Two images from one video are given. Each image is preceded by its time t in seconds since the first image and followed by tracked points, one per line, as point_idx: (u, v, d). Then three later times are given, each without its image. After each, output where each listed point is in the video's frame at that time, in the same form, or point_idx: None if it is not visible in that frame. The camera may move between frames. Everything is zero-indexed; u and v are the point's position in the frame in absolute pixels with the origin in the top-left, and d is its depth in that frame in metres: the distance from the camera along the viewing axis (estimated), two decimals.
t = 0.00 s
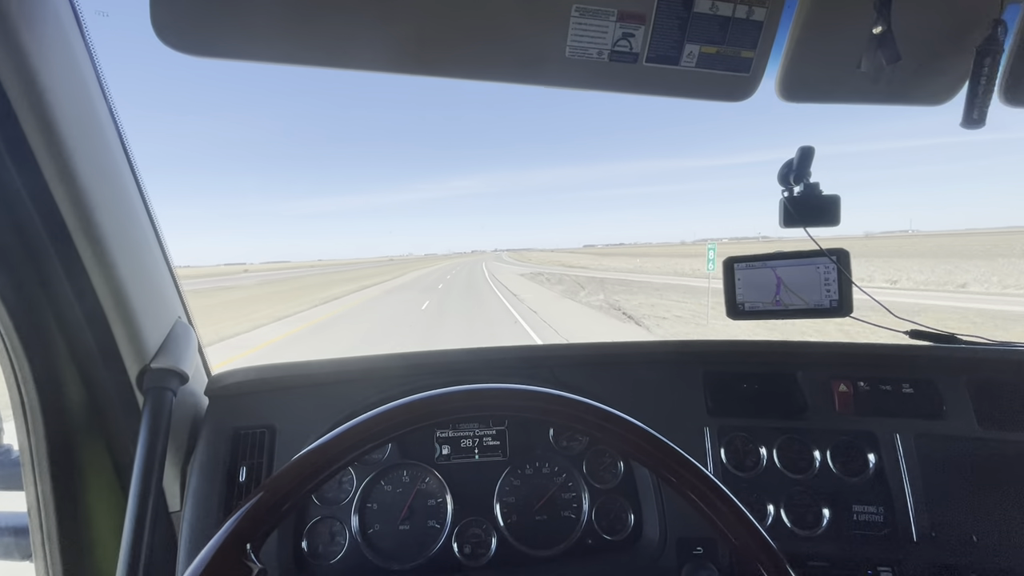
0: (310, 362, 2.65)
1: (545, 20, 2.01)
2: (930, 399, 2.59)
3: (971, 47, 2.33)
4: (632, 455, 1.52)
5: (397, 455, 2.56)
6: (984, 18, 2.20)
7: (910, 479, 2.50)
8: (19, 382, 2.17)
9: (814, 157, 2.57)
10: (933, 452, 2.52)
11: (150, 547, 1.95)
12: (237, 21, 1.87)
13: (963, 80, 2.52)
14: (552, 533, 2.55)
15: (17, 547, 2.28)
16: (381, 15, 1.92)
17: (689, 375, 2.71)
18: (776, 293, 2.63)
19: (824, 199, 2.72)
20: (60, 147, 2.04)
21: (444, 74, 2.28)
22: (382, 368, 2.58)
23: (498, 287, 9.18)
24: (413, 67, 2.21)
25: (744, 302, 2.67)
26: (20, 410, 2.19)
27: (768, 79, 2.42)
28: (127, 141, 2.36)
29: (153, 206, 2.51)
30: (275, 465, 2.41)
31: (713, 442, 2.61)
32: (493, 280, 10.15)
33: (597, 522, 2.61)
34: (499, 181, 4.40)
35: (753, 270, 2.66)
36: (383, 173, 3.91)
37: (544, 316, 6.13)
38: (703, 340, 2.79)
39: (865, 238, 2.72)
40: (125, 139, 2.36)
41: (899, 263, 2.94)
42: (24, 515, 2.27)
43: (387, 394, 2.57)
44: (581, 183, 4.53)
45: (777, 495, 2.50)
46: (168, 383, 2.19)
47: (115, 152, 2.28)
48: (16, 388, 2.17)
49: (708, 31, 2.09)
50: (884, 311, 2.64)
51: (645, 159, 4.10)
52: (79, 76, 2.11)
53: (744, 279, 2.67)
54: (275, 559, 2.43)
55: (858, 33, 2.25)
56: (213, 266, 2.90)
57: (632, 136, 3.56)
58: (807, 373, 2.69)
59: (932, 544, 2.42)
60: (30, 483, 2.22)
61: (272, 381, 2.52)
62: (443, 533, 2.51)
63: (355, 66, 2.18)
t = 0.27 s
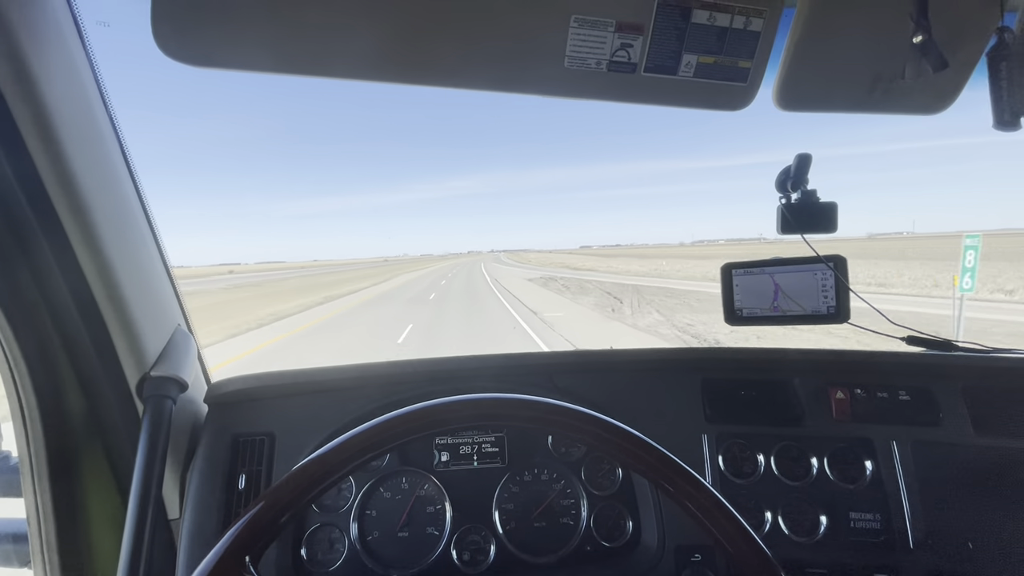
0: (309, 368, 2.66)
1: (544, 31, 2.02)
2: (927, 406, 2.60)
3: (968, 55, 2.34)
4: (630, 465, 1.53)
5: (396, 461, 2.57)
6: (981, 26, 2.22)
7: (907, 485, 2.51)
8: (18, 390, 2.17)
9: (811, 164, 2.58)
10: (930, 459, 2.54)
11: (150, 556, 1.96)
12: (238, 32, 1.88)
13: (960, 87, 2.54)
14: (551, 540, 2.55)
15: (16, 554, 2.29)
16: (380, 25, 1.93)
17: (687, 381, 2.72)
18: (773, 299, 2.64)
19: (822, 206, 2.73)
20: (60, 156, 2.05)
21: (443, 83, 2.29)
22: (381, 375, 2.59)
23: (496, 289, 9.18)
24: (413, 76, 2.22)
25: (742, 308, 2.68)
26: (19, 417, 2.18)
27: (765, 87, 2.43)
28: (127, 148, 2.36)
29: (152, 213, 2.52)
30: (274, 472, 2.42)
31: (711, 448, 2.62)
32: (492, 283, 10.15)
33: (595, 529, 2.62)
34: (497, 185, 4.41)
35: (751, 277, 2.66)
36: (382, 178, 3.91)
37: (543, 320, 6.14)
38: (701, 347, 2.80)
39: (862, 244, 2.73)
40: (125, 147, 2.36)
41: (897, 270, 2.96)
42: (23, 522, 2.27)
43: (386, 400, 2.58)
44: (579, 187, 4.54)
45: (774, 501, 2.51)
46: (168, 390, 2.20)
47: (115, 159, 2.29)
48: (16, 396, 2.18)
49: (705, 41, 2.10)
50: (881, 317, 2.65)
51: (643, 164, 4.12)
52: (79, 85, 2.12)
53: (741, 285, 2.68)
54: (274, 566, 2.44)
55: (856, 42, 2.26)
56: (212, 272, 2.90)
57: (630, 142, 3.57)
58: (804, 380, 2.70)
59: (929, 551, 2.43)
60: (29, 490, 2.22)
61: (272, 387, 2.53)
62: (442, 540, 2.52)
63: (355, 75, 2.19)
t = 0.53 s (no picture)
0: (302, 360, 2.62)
1: (539, 11, 1.97)
2: (929, 395, 2.56)
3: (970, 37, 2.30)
4: (626, 451, 1.49)
5: (390, 452, 2.53)
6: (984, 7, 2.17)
7: (909, 476, 2.47)
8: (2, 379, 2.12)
9: (811, 152, 2.55)
10: (932, 449, 2.49)
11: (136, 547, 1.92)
12: (224, 11, 1.83)
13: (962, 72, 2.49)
14: (547, 532, 2.51)
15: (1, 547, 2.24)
16: (371, 4, 1.88)
17: (685, 371, 2.68)
18: (772, 289, 2.60)
19: (823, 195, 2.69)
20: (43, 139, 2.00)
21: (436, 66, 2.24)
22: (375, 366, 2.55)
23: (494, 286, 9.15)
24: (405, 59, 2.18)
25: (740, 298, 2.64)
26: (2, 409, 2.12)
27: (764, 72, 2.39)
28: (113, 134, 2.32)
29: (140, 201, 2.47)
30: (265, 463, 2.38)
31: (709, 439, 2.58)
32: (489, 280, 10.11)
33: (592, 521, 2.58)
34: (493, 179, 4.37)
35: (750, 266, 2.63)
36: (377, 170, 3.87)
37: (540, 315, 6.10)
38: (699, 337, 2.77)
39: (863, 233, 2.69)
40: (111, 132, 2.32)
41: (897, 260, 2.92)
42: (8, 515, 2.22)
43: (380, 391, 2.54)
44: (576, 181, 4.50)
45: (774, 492, 2.47)
46: (155, 380, 2.16)
47: (101, 145, 2.24)
48: None
49: (703, 22, 2.05)
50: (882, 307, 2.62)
51: (640, 157, 4.08)
52: (63, 67, 2.07)
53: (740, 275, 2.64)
54: (265, 559, 2.40)
55: (857, 24, 2.22)
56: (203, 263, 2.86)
57: (628, 133, 3.53)
58: (804, 370, 2.67)
59: (931, 541, 2.39)
60: (14, 482, 2.18)
61: (263, 378, 2.48)
62: (436, 532, 2.48)
63: (346, 57, 2.14)
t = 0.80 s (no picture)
0: (314, 364, 2.68)
1: (547, 29, 2.04)
2: (926, 403, 2.63)
3: (967, 53, 2.35)
4: (632, 459, 1.56)
5: (399, 456, 2.59)
6: (981, 24, 2.23)
7: (906, 481, 2.54)
8: (28, 384, 2.20)
9: (812, 163, 2.61)
10: (929, 455, 2.56)
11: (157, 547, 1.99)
12: (245, 30, 1.90)
13: (959, 87, 2.55)
14: (553, 534, 2.58)
15: (26, 546, 2.30)
16: (386, 23, 1.95)
17: (688, 378, 2.75)
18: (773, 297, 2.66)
19: (823, 204, 2.76)
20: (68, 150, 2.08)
21: (446, 81, 2.31)
22: (386, 370, 2.62)
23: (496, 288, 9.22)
24: (417, 74, 2.24)
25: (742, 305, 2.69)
26: (29, 410, 2.21)
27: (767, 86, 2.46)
28: (134, 144, 2.39)
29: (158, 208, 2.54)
30: (279, 466, 2.45)
31: (712, 444, 2.65)
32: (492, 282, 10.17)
33: (596, 523, 2.64)
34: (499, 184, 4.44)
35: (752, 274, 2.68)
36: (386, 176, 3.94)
37: (543, 318, 6.17)
38: (701, 344, 2.83)
39: (862, 243, 2.75)
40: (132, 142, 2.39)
41: (896, 268, 2.98)
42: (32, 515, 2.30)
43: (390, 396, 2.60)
44: (580, 186, 4.56)
45: (774, 496, 2.53)
46: (175, 384, 2.23)
47: (122, 156, 2.32)
48: (26, 389, 2.21)
49: (707, 40, 2.12)
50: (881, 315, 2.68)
51: (642, 163, 4.14)
52: (87, 82, 2.15)
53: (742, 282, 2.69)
54: (279, 559, 2.47)
55: (856, 41, 2.28)
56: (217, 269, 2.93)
57: (632, 141, 3.60)
58: (804, 377, 2.73)
59: (927, 545, 2.45)
60: (38, 482, 2.25)
61: (277, 383, 2.55)
62: (445, 533, 2.54)
63: (359, 73, 2.21)
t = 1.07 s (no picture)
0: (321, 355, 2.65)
1: (567, 14, 1.99)
2: (942, 400, 2.59)
3: (991, 46, 2.31)
4: (653, 451, 1.52)
5: (408, 449, 2.56)
6: (1006, 16, 2.19)
7: (922, 479, 2.50)
8: (33, 371, 2.17)
9: (825, 158, 2.57)
10: (946, 453, 2.52)
11: (164, 538, 1.95)
12: (260, 11, 1.85)
13: (980, 81, 2.51)
14: (563, 529, 2.54)
15: (30, 536, 2.26)
16: (402, 6, 1.90)
17: (700, 373, 2.71)
18: (785, 293, 2.63)
19: (837, 199, 2.71)
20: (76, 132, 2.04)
21: (460, 66, 2.27)
22: (394, 362, 2.58)
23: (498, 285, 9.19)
24: (432, 59, 2.20)
25: (753, 302, 2.67)
26: (34, 397, 2.19)
27: (786, 77, 2.41)
28: (143, 127, 2.34)
29: (167, 194, 2.50)
30: (287, 457, 2.41)
31: (724, 440, 2.61)
32: (494, 279, 10.14)
33: (607, 519, 2.61)
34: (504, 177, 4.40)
35: (763, 270, 2.65)
36: (392, 168, 3.91)
37: (547, 315, 6.13)
38: (713, 339, 2.80)
39: (875, 239, 2.72)
40: (141, 126, 2.34)
41: (909, 265, 2.95)
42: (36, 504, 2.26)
43: (398, 387, 2.57)
44: (585, 182, 4.53)
45: (788, 493, 2.49)
46: (182, 373, 2.19)
47: (131, 140, 2.27)
48: (31, 376, 2.17)
49: (728, 28, 2.07)
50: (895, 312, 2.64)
51: (649, 158, 4.11)
52: (97, 63, 2.11)
53: (753, 278, 2.66)
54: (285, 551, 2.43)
55: (876, 34, 2.25)
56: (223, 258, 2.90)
57: (642, 134, 3.56)
58: (818, 373, 2.69)
59: (944, 544, 2.41)
60: (43, 471, 2.21)
61: (285, 373, 2.52)
62: (453, 527, 2.51)
63: (372, 57, 2.17)
